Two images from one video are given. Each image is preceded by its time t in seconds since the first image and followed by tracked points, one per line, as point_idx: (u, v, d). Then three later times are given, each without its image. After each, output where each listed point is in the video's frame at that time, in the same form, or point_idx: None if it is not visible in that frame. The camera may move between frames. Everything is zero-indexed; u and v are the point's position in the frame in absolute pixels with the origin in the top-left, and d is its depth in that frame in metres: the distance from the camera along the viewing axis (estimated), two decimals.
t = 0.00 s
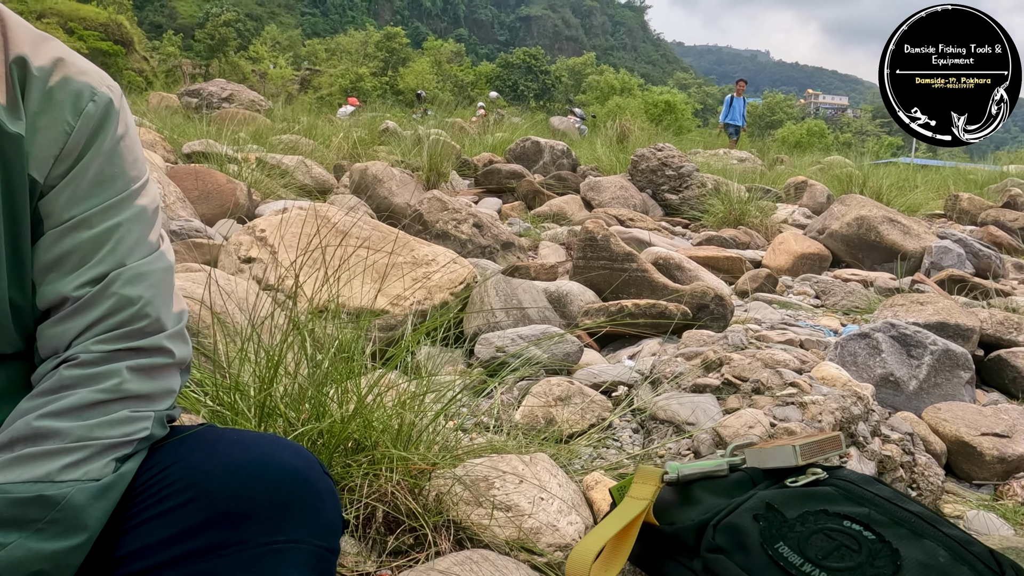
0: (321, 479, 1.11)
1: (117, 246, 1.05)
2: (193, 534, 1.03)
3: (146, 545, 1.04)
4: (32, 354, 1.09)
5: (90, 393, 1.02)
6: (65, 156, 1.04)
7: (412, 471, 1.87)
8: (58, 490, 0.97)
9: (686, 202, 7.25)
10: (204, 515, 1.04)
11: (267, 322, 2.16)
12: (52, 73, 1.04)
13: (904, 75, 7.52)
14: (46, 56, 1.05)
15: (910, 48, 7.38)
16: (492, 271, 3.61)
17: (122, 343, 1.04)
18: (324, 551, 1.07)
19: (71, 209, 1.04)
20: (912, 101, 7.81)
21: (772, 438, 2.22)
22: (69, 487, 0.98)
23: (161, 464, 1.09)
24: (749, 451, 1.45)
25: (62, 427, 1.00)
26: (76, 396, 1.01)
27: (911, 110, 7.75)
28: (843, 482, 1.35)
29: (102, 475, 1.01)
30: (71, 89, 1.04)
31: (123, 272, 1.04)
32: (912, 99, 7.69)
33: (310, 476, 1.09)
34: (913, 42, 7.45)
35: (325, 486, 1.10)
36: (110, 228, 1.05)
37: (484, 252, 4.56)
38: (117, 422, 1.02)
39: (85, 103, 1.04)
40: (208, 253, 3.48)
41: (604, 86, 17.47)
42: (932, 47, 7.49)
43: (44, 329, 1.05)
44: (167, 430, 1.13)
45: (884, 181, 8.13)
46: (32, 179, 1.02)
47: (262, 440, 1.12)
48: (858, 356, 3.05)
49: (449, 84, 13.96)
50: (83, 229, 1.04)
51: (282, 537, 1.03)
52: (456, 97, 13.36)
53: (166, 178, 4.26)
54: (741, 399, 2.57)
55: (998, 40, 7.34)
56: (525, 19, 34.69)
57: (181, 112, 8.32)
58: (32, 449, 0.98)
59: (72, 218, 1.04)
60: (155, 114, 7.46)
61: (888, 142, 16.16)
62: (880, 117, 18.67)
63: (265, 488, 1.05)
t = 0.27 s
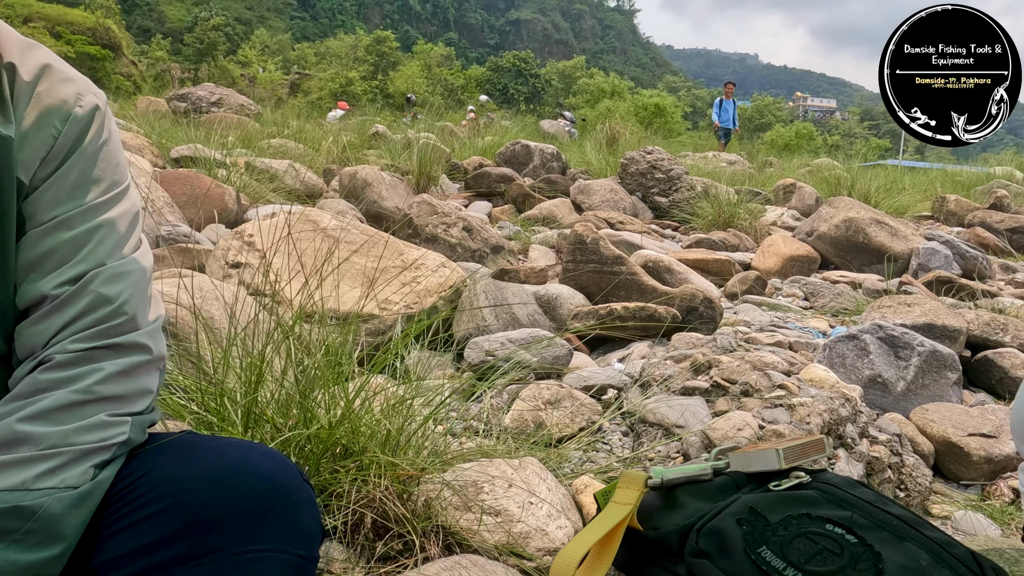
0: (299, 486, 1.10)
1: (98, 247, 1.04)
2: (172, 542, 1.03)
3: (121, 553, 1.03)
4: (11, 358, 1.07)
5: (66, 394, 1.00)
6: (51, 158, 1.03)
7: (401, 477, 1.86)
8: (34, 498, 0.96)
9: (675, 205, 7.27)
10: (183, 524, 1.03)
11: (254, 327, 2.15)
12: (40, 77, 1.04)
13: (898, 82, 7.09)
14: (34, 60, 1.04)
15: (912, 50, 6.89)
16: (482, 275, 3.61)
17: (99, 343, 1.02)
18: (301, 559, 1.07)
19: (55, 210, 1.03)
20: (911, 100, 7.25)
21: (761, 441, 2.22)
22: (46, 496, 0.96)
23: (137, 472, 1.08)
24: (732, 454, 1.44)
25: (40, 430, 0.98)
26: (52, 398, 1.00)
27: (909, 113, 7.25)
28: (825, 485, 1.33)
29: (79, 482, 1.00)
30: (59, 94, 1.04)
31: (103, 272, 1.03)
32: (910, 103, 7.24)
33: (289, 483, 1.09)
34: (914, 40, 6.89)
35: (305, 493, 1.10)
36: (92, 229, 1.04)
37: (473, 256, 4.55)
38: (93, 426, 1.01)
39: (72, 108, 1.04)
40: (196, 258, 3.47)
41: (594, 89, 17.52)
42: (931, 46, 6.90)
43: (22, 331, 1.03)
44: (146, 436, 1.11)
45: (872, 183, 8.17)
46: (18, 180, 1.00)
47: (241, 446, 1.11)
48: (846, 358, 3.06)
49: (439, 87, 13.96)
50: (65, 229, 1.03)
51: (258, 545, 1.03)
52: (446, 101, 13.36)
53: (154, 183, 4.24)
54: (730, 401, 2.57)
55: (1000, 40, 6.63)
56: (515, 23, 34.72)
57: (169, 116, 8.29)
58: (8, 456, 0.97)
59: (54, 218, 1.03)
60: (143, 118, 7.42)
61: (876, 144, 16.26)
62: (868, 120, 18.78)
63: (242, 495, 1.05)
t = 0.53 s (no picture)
0: (295, 492, 1.11)
1: (90, 250, 1.04)
2: (171, 549, 1.03)
3: (123, 559, 1.02)
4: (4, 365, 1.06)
5: (62, 397, 0.99)
6: (45, 162, 1.03)
7: (393, 481, 1.86)
8: (40, 507, 0.95)
9: (666, 208, 7.29)
10: (181, 529, 1.03)
11: (245, 332, 2.15)
12: (34, 84, 1.04)
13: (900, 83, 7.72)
14: (27, 68, 1.04)
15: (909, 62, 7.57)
16: (473, 279, 3.61)
17: (93, 344, 1.02)
18: (298, 565, 1.07)
19: (48, 214, 1.03)
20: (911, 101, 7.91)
21: (751, 443, 2.23)
22: (52, 504, 0.96)
23: (136, 479, 1.07)
24: (721, 458, 1.43)
25: (39, 435, 0.97)
26: (49, 402, 0.99)
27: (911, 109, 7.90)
28: (811, 488, 1.32)
29: (83, 488, 0.99)
30: (52, 100, 1.04)
31: (95, 274, 1.03)
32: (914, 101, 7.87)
33: (285, 490, 1.09)
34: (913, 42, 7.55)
35: (300, 498, 1.11)
36: (85, 232, 1.04)
37: (465, 260, 4.55)
38: (91, 431, 1.01)
39: (66, 115, 1.05)
40: (187, 264, 3.46)
41: (585, 92, 17.56)
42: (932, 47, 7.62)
43: (16, 335, 1.03)
44: (142, 442, 1.11)
45: (861, 185, 8.22)
46: (13, 185, 1.00)
47: (236, 451, 1.12)
48: (836, 360, 3.08)
49: (430, 91, 13.96)
50: (58, 233, 1.03)
51: (256, 551, 1.03)
52: (437, 104, 13.37)
53: (144, 188, 4.23)
54: (721, 404, 2.58)
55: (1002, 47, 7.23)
56: (506, 26, 34.76)
57: (159, 120, 8.26)
58: (8, 463, 0.96)
59: (47, 221, 1.03)
60: (133, 122, 7.39)
61: (864, 146, 16.39)
62: (857, 122, 18.92)
63: (240, 501, 1.05)
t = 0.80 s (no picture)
0: (293, 498, 1.11)
1: (87, 256, 1.04)
2: (169, 554, 1.03)
3: (120, 564, 1.03)
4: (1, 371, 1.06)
5: (59, 403, 0.99)
6: (42, 169, 1.03)
7: (385, 485, 1.87)
8: (38, 512, 0.95)
9: (657, 210, 7.32)
10: (179, 535, 1.03)
11: (237, 337, 2.15)
12: (31, 92, 1.04)
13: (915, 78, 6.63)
14: (23, 76, 1.04)
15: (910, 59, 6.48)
16: (464, 282, 3.61)
17: (90, 350, 1.02)
18: (297, 570, 1.07)
19: (46, 220, 1.03)
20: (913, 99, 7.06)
21: (742, 444, 2.25)
22: (50, 510, 0.96)
23: (134, 484, 1.08)
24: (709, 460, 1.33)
25: (37, 440, 0.97)
26: (46, 407, 0.99)
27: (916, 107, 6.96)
28: (798, 489, 1.23)
29: (80, 493, 0.99)
30: (49, 108, 1.04)
31: (92, 280, 1.03)
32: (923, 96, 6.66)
33: (282, 495, 1.09)
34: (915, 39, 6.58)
35: (298, 503, 1.11)
36: (82, 238, 1.04)
37: (457, 263, 4.55)
38: (88, 436, 1.00)
39: (63, 123, 1.05)
40: (177, 268, 3.45)
41: (575, 95, 17.62)
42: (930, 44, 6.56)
43: (12, 342, 1.02)
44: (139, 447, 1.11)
45: (850, 187, 8.27)
46: (11, 192, 1.00)
47: (233, 458, 1.12)
48: (826, 361, 3.10)
49: (421, 94, 13.98)
50: (56, 239, 1.03)
51: (254, 556, 1.03)
52: (429, 107, 13.38)
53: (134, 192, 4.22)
54: (712, 405, 2.60)
55: (1002, 46, 5.74)
56: (496, 29, 34.83)
57: (149, 123, 8.24)
58: (5, 469, 0.96)
59: (44, 228, 1.03)
60: (123, 126, 7.37)
61: (853, 147, 16.50)
62: (846, 124, 19.06)
63: (238, 506, 1.06)
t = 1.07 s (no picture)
0: (286, 503, 1.11)
1: (80, 262, 1.03)
2: (160, 560, 1.02)
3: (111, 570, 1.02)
4: None
5: (52, 409, 0.99)
6: (36, 175, 1.03)
7: (379, 488, 1.87)
8: (28, 518, 0.95)
9: (649, 211, 7.33)
10: (171, 541, 1.03)
11: (230, 340, 2.14)
12: (26, 98, 1.04)
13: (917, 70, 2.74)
14: (18, 80, 1.04)
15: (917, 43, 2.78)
16: (457, 284, 3.61)
17: (83, 356, 1.02)
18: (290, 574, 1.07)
19: (39, 225, 1.03)
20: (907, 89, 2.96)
21: (735, 445, 2.26)
22: (40, 517, 0.96)
23: (126, 490, 1.08)
24: (704, 460, 1.33)
25: (28, 448, 0.97)
26: (38, 414, 0.99)
27: (901, 113, 2.96)
28: (793, 490, 1.22)
29: (71, 500, 0.99)
30: (43, 114, 1.04)
31: (86, 287, 1.03)
32: (910, 98, 2.83)
33: (275, 500, 1.10)
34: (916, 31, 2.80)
35: (291, 508, 1.11)
36: (76, 245, 1.03)
37: (450, 265, 4.55)
38: (80, 443, 1.00)
39: (57, 128, 1.04)
40: (169, 271, 3.44)
41: (567, 96, 17.64)
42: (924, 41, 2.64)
43: (4, 348, 1.02)
44: (131, 453, 1.11)
45: (841, 187, 8.30)
46: (6, 199, 1.00)
47: (226, 463, 1.13)
48: (819, 361, 3.11)
49: (413, 95, 13.95)
50: (50, 245, 1.02)
51: (247, 561, 1.03)
52: (420, 109, 13.36)
53: (125, 196, 4.20)
54: (706, 405, 2.60)
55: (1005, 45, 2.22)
56: (488, 31, 34.85)
57: (139, 126, 8.20)
58: None
59: (37, 233, 1.02)
60: (113, 129, 7.34)
61: (844, 148, 16.56)
62: (836, 124, 19.14)
63: (231, 510, 1.06)
